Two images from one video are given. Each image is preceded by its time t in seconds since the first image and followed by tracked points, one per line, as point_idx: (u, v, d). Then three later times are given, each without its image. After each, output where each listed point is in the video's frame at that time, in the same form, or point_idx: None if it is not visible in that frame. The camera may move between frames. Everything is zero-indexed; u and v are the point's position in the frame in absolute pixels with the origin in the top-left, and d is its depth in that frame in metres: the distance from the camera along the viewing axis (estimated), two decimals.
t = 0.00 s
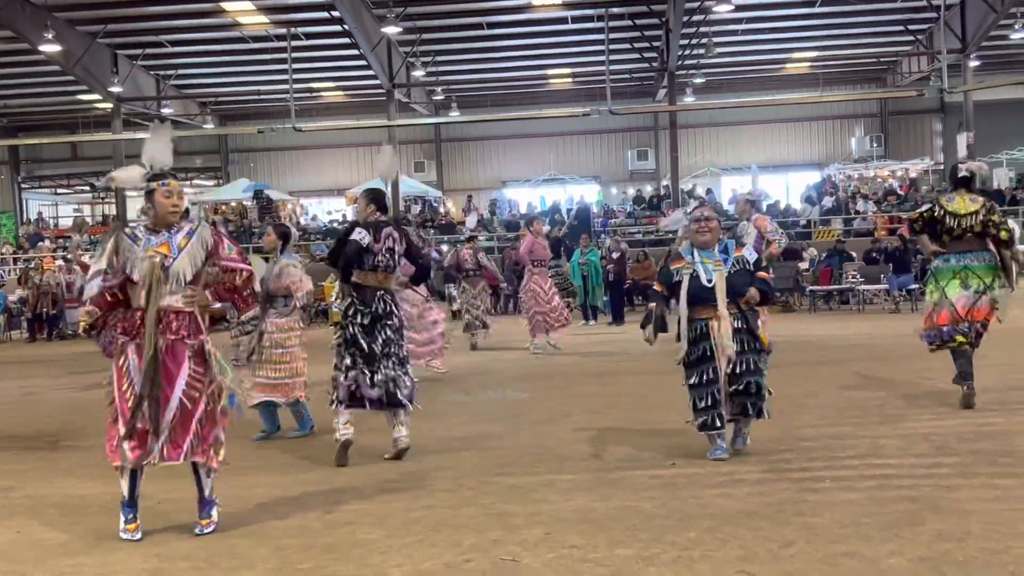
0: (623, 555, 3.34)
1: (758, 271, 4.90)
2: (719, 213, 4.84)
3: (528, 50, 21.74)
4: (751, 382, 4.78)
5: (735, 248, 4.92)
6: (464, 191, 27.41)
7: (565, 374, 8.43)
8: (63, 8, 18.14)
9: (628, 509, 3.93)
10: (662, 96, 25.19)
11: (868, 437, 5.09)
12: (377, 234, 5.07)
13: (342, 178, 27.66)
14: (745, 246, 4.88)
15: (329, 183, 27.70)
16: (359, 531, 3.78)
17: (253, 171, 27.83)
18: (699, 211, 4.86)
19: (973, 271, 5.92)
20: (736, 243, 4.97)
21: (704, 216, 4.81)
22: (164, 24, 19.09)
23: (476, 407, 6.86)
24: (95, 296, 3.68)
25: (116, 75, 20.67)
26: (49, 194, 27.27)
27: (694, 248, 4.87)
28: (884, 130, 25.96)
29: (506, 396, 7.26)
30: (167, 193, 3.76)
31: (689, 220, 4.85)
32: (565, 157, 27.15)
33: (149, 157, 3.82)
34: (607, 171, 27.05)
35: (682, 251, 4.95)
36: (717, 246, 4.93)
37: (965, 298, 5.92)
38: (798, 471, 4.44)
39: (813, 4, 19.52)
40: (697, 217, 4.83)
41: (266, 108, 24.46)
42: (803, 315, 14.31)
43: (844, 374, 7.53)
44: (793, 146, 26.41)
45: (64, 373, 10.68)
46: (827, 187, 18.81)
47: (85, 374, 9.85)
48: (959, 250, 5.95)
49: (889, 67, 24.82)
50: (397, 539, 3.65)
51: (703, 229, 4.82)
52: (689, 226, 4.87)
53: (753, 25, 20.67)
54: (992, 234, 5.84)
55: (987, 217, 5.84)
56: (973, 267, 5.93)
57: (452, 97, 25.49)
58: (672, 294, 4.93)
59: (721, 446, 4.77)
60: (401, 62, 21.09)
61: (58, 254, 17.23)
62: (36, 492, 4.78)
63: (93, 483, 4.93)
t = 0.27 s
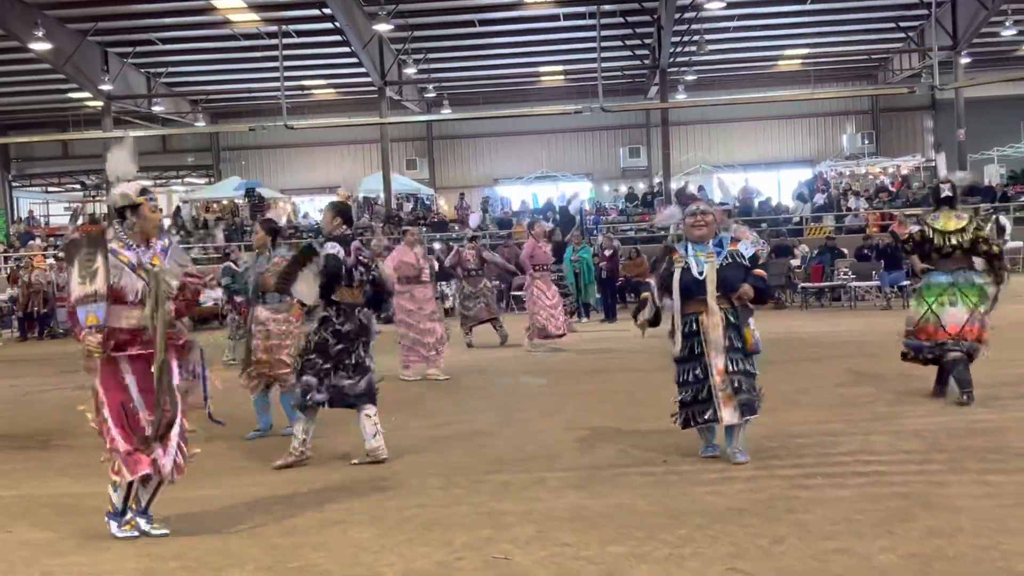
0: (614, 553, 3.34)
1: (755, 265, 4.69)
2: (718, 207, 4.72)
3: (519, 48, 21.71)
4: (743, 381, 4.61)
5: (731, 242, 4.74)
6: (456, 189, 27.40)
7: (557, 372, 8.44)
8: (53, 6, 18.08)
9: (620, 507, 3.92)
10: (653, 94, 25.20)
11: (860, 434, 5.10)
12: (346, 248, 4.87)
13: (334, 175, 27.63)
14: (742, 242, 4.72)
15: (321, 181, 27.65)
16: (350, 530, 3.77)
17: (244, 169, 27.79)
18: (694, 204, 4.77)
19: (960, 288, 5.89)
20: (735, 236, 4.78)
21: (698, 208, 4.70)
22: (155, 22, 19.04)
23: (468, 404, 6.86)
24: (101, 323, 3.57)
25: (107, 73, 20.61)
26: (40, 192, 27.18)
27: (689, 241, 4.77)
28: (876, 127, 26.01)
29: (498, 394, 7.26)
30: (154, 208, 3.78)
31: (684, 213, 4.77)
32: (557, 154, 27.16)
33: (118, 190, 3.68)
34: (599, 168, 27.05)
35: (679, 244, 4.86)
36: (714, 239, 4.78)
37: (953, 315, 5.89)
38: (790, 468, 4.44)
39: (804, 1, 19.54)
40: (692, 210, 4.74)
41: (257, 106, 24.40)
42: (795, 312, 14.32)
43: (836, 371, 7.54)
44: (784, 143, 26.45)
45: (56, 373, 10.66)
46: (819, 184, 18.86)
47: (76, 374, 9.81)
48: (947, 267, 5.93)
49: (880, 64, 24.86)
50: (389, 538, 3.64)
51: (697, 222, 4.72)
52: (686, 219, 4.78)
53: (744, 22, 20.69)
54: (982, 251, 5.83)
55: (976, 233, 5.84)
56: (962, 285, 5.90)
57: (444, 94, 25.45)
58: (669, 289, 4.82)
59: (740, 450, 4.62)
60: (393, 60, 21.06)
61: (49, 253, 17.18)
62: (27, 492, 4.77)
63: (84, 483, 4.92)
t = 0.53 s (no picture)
0: (608, 548, 3.35)
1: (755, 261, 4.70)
2: (721, 200, 4.66)
3: (511, 45, 21.71)
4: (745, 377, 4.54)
5: (732, 236, 4.73)
6: (449, 186, 27.38)
7: (550, 368, 8.44)
8: (44, 4, 18.01)
9: (613, 502, 3.93)
10: (646, 91, 25.22)
11: (852, 429, 5.11)
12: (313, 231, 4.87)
13: (326, 172, 27.59)
14: (743, 235, 4.70)
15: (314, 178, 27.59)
16: (344, 526, 3.77)
17: (236, 167, 27.75)
18: (695, 197, 4.71)
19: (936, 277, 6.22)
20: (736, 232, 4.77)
21: (702, 200, 4.64)
22: (146, 19, 18.99)
23: (461, 400, 6.86)
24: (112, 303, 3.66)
25: (98, 70, 20.55)
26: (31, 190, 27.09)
27: (690, 235, 4.71)
28: (867, 123, 26.08)
29: (491, 391, 7.26)
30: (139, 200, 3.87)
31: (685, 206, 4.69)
32: (549, 151, 27.17)
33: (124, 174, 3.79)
34: (592, 165, 27.06)
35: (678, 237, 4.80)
36: (715, 234, 4.74)
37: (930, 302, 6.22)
38: (783, 463, 4.45)
39: None
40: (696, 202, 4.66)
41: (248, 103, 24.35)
42: (787, 308, 14.33)
43: (827, 366, 7.56)
44: (776, 140, 26.48)
45: (47, 370, 10.62)
46: (811, 179, 18.91)
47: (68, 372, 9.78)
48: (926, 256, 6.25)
49: (872, 60, 24.90)
50: (383, 534, 3.65)
51: (700, 215, 4.65)
52: (686, 212, 4.71)
53: (736, 19, 20.71)
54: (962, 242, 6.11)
55: (957, 226, 6.13)
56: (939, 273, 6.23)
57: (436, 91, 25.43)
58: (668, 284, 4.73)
59: (732, 450, 4.52)
60: (385, 57, 21.04)
61: (41, 250, 17.13)
62: (18, 489, 4.76)
63: (76, 480, 4.91)
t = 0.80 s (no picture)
0: (600, 544, 3.36)
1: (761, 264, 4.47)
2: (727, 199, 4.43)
3: (503, 42, 21.70)
4: (735, 381, 4.39)
5: (737, 238, 4.50)
6: (441, 183, 27.38)
7: (542, 365, 8.45)
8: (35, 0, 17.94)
9: (606, 498, 3.93)
10: (638, 88, 25.23)
11: (844, 424, 5.13)
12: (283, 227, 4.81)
13: (318, 170, 27.57)
14: (749, 237, 4.47)
15: (306, 175, 27.56)
16: (336, 523, 3.77)
17: (228, 164, 27.71)
18: (701, 194, 4.48)
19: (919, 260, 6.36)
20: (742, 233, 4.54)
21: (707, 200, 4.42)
22: (138, 16, 18.94)
23: (454, 396, 6.86)
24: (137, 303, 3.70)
25: (89, 67, 20.48)
26: (21, 187, 27.01)
27: (693, 233, 4.48)
28: (859, 120, 26.15)
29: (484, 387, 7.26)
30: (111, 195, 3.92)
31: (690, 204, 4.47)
32: (541, 149, 27.18)
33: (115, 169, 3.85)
34: (584, 162, 27.07)
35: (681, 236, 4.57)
36: (721, 233, 4.51)
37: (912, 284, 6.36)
38: (775, 458, 4.46)
39: None
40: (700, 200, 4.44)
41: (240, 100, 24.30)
42: (780, 305, 14.35)
43: (819, 362, 7.58)
44: (768, 136, 26.53)
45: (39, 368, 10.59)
46: (803, 176, 18.95)
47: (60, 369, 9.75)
48: (910, 239, 6.39)
49: (864, 57, 24.94)
50: (375, 530, 3.65)
51: (706, 213, 4.44)
52: (693, 209, 4.49)
53: (728, 16, 20.73)
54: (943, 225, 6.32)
55: (938, 208, 6.34)
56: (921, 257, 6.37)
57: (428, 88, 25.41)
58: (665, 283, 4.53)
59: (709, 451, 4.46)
60: (377, 54, 21.01)
61: (33, 248, 17.09)
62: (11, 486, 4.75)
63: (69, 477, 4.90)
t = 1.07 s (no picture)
0: (591, 540, 3.36)
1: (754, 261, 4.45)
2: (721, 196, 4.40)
3: (494, 39, 21.70)
4: (727, 380, 4.35)
5: (731, 235, 4.48)
6: (433, 180, 27.37)
7: (534, 363, 8.45)
8: None
9: (598, 495, 3.94)
10: (629, 85, 25.24)
11: (836, 421, 5.13)
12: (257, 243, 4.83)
13: (309, 167, 27.55)
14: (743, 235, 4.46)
15: (297, 172, 27.55)
16: (328, 520, 3.76)
17: (219, 161, 27.70)
18: (696, 192, 4.42)
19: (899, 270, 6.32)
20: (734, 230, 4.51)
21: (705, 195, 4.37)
22: (128, 12, 18.90)
23: (446, 395, 6.85)
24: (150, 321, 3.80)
25: (79, 64, 20.43)
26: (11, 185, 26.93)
27: (688, 231, 4.40)
28: (849, 117, 26.21)
29: (477, 384, 7.25)
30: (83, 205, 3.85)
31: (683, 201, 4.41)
32: (532, 147, 27.19)
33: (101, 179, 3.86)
34: (576, 159, 27.08)
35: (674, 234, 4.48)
36: (714, 231, 4.46)
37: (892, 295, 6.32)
38: (766, 455, 4.47)
39: None
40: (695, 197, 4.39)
41: (231, 97, 24.27)
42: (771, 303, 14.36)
43: (811, 360, 7.59)
44: (759, 134, 26.57)
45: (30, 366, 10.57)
46: (794, 174, 18.99)
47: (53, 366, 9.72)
48: (892, 250, 6.33)
49: (854, 54, 24.99)
50: (367, 527, 3.64)
51: (699, 211, 4.38)
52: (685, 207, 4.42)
53: (719, 13, 20.77)
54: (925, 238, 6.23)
55: (921, 221, 6.22)
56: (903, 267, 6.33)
57: (420, 85, 25.40)
58: (658, 282, 4.42)
59: (696, 449, 4.35)
60: (368, 50, 21.00)
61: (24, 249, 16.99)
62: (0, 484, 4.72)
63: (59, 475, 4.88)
